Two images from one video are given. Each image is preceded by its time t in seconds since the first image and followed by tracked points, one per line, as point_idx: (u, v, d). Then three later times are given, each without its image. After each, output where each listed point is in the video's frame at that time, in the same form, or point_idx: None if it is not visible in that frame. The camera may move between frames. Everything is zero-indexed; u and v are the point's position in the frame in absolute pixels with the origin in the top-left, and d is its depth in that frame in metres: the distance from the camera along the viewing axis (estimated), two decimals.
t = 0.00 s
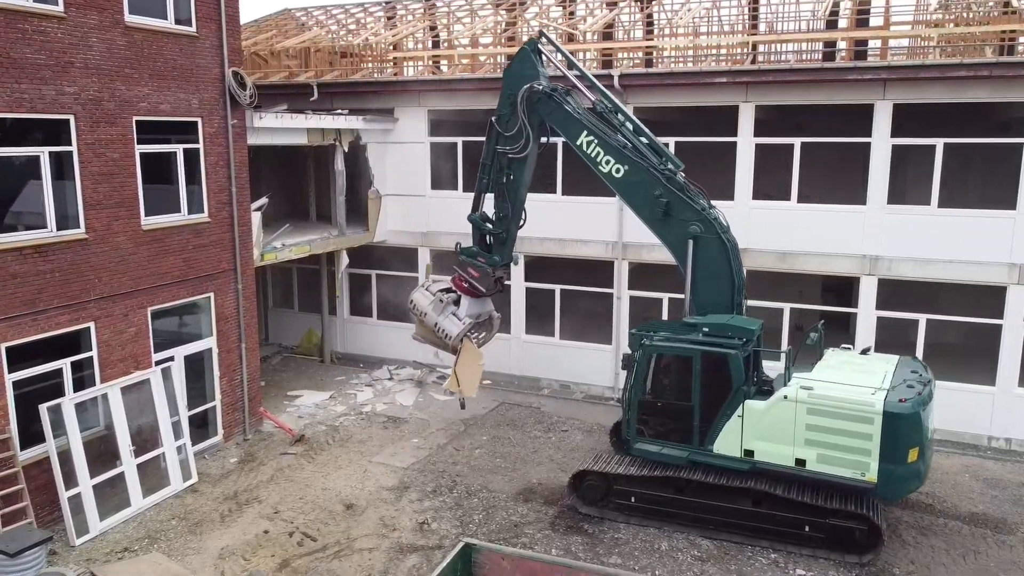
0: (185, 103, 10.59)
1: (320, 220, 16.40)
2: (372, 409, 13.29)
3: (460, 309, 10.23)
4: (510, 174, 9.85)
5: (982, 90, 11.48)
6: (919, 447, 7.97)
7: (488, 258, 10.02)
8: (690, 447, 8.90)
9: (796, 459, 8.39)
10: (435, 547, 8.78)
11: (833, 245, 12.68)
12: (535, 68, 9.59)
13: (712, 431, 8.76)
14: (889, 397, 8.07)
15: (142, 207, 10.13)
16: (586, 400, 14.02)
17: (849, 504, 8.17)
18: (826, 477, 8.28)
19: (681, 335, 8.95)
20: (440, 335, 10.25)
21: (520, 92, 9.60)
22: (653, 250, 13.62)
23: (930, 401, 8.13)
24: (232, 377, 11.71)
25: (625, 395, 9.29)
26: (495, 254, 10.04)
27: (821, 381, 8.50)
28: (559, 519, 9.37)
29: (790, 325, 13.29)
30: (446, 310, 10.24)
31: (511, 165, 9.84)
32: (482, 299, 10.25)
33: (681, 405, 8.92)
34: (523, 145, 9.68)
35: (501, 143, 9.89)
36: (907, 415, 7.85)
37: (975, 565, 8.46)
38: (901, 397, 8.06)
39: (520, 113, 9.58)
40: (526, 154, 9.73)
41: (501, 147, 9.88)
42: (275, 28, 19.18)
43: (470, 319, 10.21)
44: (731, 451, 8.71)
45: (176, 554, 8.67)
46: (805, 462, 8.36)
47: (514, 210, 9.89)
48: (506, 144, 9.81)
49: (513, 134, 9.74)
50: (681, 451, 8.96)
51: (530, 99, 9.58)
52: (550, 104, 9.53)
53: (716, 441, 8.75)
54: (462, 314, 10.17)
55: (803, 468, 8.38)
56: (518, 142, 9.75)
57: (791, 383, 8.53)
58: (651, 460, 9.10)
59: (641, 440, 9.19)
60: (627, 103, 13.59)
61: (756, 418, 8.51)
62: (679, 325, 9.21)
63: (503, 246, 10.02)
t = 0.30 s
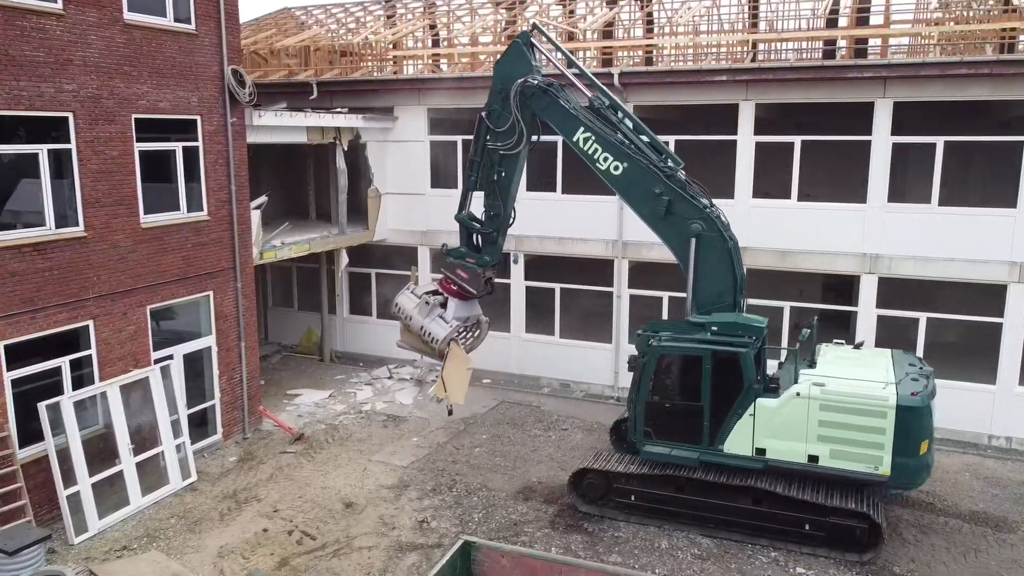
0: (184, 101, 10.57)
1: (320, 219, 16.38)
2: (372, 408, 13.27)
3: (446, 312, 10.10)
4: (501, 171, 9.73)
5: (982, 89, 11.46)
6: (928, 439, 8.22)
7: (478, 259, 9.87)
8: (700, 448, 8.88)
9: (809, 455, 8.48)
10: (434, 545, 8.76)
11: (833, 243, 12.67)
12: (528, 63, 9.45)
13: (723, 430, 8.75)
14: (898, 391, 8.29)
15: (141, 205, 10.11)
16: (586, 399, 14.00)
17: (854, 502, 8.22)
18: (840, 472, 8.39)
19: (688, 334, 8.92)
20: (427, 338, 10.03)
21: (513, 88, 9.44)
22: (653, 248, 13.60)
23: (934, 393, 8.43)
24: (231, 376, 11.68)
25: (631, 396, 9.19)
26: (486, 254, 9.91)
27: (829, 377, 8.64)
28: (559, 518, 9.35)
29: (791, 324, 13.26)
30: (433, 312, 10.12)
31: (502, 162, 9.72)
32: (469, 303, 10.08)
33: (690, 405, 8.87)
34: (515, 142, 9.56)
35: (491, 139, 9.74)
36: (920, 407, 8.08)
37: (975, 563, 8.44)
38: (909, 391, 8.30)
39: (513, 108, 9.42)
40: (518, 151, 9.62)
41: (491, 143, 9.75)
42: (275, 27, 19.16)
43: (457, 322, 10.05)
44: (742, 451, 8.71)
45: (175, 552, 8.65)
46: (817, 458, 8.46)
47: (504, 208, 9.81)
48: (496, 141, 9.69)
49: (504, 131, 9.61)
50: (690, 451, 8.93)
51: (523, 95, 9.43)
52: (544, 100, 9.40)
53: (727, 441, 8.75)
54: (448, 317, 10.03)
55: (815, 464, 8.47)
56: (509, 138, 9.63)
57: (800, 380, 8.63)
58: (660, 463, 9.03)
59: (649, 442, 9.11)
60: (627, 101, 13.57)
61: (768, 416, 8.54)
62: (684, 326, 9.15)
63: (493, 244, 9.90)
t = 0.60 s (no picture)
0: (182, 99, 10.56)
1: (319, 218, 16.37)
2: (371, 407, 13.25)
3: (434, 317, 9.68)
4: (493, 170, 9.53)
5: (982, 87, 11.43)
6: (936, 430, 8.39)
7: (468, 260, 9.53)
8: (711, 450, 8.79)
9: (822, 452, 8.54)
10: (433, 544, 8.75)
11: (833, 242, 12.65)
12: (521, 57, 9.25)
13: (734, 430, 8.70)
14: (906, 384, 8.44)
15: (140, 204, 10.09)
16: (586, 398, 13.98)
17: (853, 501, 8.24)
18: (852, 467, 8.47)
19: (695, 335, 8.79)
20: (414, 345, 9.62)
21: (507, 83, 9.27)
22: (653, 247, 13.58)
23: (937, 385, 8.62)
24: (230, 375, 11.67)
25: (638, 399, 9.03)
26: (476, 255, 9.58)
27: (836, 373, 8.73)
28: (558, 517, 9.33)
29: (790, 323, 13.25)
30: (420, 317, 9.69)
31: (494, 160, 9.52)
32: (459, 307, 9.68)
33: (700, 407, 8.75)
34: (508, 139, 9.39)
35: (483, 137, 9.54)
36: (930, 400, 8.23)
37: (975, 562, 8.42)
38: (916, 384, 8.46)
39: (508, 105, 9.26)
40: (511, 149, 9.43)
41: (481, 141, 9.57)
42: (274, 26, 19.15)
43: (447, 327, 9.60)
44: (753, 450, 8.69)
45: (173, 551, 8.63)
46: (830, 455, 8.52)
47: (496, 207, 9.59)
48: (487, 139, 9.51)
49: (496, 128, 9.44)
50: (701, 454, 8.83)
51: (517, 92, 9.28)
52: (539, 96, 9.26)
53: (738, 441, 8.71)
54: (437, 322, 9.59)
55: (828, 461, 8.54)
56: (502, 135, 9.44)
57: (809, 378, 8.68)
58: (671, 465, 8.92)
59: (659, 445, 8.95)
60: (626, 100, 13.56)
61: (780, 415, 8.55)
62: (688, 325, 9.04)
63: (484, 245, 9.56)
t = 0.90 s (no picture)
0: (180, 98, 10.56)
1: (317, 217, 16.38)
2: (370, 406, 13.26)
3: (424, 321, 8.95)
4: (486, 167, 9.00)
5: (980, 86, 11.42)
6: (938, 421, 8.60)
7: (458, 263, 8.95)
8: (719, 450, 8.80)
9: (830, 446, 8.64)
10: (430, 542, 8.76)
11: (831, 241, 12.65)
12: (517, 51, 8.89)
13: (744, 429, 8.73)
14: (909, 377, 8.63)
15: (137, 202, 10.10)
16: (584, 396, 13.99)
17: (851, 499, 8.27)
18: (860, 460, 8.60)
19: (703, 335, 8.76)
20: (402, 352, 8.88)
21: (502, 77, 8.88)
22: (651, 246, 13.59)
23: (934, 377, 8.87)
24: (229, 374, 11.67)
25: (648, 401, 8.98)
26: (467, 257, 9.00)
27: (839, 369, 8.87)
28: (556, 515, 9.34)
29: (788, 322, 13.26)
30: (409, 322, 8.95)
31: (487, 157, 9.00)
32: (450, 311, 9.01)
33: (710, 407, 8.75)
34: (504, 135, 8.93)
35: (474, 133, 9.02)
36: (933, 391, 8.44)
37: (972, 560, 8.43)
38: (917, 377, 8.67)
39: (504, 99, 8.84)
40: (505, 146, 8.95)
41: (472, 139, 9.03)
42: (273, 25, 19.16)
43: (437, 331, 8.89)
44: (763, 448, 8.74)
45: (170, 549, 8.64)
46: (838, 449, 8.64)
47: (488, 207, 9.06)
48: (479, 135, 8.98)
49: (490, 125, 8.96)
50: (712, 455, 8.81)
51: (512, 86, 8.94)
52: (535, 91, 8.97)
53: (748, 439, 8.75)
54: (426, 326, 8.88)
55: (836, 455, 8.65)
56: (496, 130, 8.96)
57: (816, 374, 8.78)
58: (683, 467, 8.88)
59: (670, 448, 8.91)
60: (624, 99, 13.56)
61: (790, 411, 8.62)
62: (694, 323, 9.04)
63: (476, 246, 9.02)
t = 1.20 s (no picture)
0: (178, 97, 10.57)
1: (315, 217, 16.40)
2: (368, 405, 13.27)
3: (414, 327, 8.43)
4: (484, 165, 8.80)
5: (978, 85, 11.43)
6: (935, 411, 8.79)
7: (453, 265, 8.70)
8: (731, 449, 8.80)
9: (836, 441, 8.72)
10: (427, 541, 8.77)
11: (829, 240, 12.66)
12: (515, 45, 8.72)
13: (755, 428, 8.75)
14: (907, 369, 8.77)
15: (135, 201, 10.12)
16: (582, 395, 14.01)
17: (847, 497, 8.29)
18: (865, 453, 8.71)
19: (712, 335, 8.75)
20: (392, 358, 8.29)
21: (502, 72, 8.71)
22: (649, 245, 13.60)
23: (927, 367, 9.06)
24: (227, 373, 11.68)
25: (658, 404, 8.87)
26: (462, 258, 8.77)
27: (839, 363, 8.95)
28: (553, 513, 9.35)
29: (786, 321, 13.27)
30: (399, 328, 8.43)
31: (484, 154, 8.80)
32: (443, 318, 8.58)
33: (720, 407, 8.75)
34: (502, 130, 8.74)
35: (471, 129, 8.80)
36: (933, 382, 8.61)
37: (968, 558, 8.44)
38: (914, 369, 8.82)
39: (503, 94, 8.69)
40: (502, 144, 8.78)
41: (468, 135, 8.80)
42: (273, 25, 19.18)
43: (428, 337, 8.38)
44: (773, 446, 8.77)
45: (168, 548, 8.65)
46: (844, 443, 8.72)
47: (484, 206, 8.87)
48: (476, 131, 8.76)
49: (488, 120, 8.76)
50: (725, 455, 8.79)
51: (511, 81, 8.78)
52: (535, 86, 8.82)
53: (758, 437, 8.77)
54: (417, 332, 8.37)
55: (842, 448, 8.74)
56: (494, 127, 8.77)
57: (820, 369, 8.83)
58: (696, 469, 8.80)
59: (681, 450, 8.83)
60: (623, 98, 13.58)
61: (799, 408, 8.65)
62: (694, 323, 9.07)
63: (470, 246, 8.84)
